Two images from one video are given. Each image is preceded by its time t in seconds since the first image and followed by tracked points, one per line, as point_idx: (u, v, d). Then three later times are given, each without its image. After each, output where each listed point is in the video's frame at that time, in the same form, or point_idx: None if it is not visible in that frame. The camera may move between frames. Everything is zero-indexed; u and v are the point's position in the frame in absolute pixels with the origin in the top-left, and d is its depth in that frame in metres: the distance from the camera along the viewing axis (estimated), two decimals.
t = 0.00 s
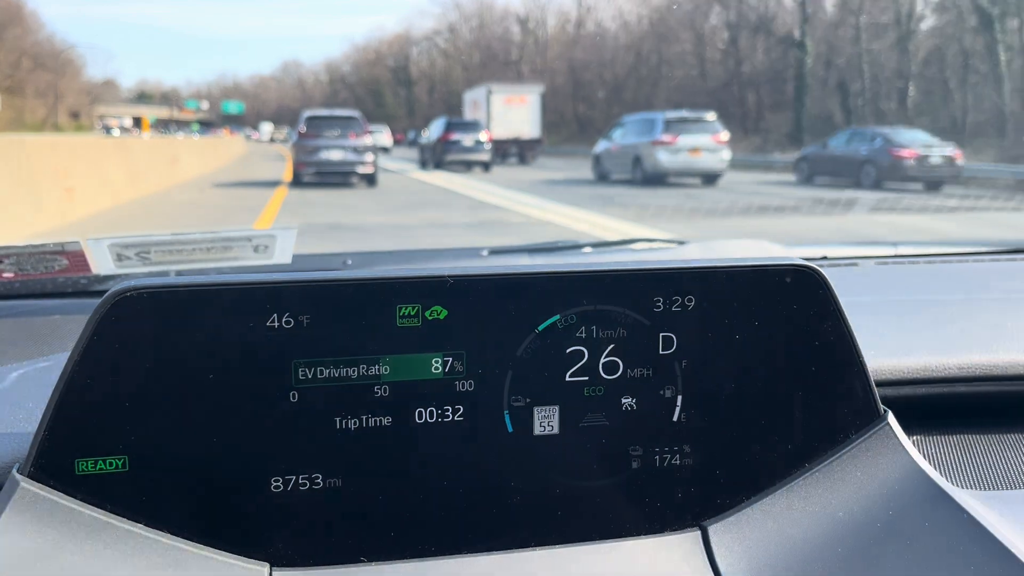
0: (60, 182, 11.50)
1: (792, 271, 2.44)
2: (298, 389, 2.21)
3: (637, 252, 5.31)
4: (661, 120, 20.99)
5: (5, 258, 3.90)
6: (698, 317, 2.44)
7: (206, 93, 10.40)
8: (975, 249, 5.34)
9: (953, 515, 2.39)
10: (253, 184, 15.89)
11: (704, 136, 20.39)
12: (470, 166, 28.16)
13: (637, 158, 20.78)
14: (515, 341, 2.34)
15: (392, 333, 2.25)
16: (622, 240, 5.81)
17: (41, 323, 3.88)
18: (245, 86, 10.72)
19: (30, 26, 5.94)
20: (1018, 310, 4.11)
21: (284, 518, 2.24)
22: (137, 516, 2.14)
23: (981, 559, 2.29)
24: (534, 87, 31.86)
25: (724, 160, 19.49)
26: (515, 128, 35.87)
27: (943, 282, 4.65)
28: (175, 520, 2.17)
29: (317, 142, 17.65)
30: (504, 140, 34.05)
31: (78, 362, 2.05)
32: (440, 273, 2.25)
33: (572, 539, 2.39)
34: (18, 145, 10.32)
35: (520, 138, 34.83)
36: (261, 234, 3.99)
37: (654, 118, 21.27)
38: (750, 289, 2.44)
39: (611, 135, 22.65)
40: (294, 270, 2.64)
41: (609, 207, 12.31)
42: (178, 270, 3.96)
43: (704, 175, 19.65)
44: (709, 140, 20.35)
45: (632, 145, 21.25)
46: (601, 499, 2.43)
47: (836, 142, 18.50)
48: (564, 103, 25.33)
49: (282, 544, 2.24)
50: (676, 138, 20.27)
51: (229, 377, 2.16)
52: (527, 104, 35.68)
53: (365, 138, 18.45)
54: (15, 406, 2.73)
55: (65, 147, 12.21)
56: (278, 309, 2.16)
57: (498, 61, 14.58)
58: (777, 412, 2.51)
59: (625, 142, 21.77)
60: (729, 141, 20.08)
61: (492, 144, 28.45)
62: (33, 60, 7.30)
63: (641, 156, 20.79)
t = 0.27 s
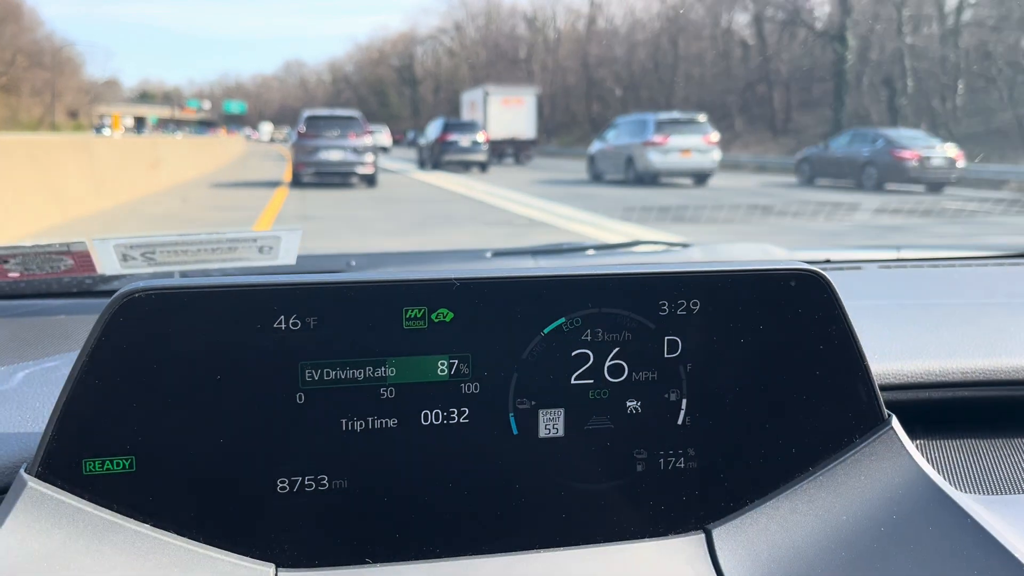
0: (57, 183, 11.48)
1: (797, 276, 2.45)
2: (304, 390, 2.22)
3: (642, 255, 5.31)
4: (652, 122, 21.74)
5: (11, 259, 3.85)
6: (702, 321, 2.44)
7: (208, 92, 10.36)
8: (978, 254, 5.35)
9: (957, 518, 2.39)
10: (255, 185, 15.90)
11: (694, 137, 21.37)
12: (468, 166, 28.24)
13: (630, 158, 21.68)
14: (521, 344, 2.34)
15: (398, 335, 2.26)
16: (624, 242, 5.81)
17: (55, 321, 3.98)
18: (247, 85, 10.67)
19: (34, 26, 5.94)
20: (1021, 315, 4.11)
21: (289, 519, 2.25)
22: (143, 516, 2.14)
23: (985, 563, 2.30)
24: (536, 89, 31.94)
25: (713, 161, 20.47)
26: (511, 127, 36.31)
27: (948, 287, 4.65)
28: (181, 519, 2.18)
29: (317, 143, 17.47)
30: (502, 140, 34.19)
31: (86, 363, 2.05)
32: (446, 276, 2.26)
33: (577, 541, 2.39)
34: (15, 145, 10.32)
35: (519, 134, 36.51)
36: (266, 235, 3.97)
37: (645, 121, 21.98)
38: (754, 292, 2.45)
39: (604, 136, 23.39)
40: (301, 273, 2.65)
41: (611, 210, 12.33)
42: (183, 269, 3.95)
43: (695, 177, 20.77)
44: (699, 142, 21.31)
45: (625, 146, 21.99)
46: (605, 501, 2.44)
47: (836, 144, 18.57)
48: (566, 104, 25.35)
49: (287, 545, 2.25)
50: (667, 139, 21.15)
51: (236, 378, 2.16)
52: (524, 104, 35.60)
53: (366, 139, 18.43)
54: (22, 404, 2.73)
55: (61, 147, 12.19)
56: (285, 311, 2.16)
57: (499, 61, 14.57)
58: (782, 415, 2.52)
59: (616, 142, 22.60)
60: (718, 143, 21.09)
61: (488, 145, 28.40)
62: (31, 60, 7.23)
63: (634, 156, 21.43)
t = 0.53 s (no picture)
0: (60, 181, 11.51)
1: (819, 269, 2.46)
2: (331, 381, 2.23)
3: (653, 251, 5.31)
4: (648, 123, 22.18)
5: (29, 251, 3.89)
6: (725, 314, 2.45)
7: (213, 91, 10.37)
8: (989, 252, 5.35)
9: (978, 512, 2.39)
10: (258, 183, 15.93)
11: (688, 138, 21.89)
12: (467, 166, 28.25)
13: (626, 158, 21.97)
14: (544, 336, 2.35)
15: (423, 327, 2.26)
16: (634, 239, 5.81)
17: (71, 314, 4.04)
18: (252, 85, 10.68)
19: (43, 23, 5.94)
20: None
21: (315, 509, 2.26)
22: (171, 505, 2.16)
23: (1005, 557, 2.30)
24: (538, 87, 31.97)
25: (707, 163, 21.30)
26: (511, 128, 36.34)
27: (962, 283, 4.66)
28: (207, 509, 2.18)
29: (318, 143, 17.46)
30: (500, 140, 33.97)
31: (115, 353, 2.06)
32: (471, 268, 2.26)
33: (599, 533, 2.40)
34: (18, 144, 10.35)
35: (514, 134, 36.19)
36: (282, 228, 4.00)
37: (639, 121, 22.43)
38: (777, 285, 2.46)
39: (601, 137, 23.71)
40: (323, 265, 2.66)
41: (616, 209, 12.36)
42: (197, 262, 3.97)
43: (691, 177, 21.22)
44: (692, 142, 21.94)
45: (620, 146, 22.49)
46: (627, 493, 2.44)
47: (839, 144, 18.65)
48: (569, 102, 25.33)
49: (313, 535, 2.25)
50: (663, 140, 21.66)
51: (263, 368, 2.17)
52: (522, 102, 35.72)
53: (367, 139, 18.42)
54: (46, 394, 2.75)
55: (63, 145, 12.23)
56: (312, 302, 2.17)
57: (502, 58, 14.58)
58: (803, 409, 2.53)
59: (611, 142, 23.07)
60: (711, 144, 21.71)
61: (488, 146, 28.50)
62: (37, 58, 7.23)
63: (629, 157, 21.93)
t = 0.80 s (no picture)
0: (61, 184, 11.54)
1: (830, 269, 2.43)
2: (337, 378, 2.20)
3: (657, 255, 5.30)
4: (642, 125, 22.70)
5: (32, 250, 3.85)
6: (734, 314, 2.43)
7: (217, 93, 10.36)
8: (995, 257, 5.33)
9: (991, 516, 2.36)
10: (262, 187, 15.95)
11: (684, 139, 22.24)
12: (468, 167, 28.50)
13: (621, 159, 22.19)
14: (552, 336, 2.33)
15: (430, 324, 2.24)
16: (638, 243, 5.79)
17: (74, 314, 4.03)
18: (256, 87, 10.70)
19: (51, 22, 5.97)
20: None
21: (320, 509, 2.23)
22: (174, 504, 2.14)
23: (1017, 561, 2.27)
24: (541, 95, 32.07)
25: (703, 163, 21.40)
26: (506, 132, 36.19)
27: (969, 289, 4.63)
28: (211, 507, 2.16)
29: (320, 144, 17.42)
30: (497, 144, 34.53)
31: (120, 348, 2.05)
32: (479, 265, 2.24)
33: (606, 534, 2.38)
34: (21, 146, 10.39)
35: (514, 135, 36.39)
36: (289, 230, 3.95)
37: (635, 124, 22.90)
38: (788, 285, 2.43)
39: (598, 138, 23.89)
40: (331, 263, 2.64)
41: (618, 215, 12.35)
42: (203, 264, 3.89)
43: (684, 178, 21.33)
44: (688, 143, 22.28)
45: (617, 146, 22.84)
46: (635, 496, 2.42)
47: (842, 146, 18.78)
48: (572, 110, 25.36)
49: (317, 535, 2.23)
50: (658, 143, 22.15)
51: (270, 365, 2.15)
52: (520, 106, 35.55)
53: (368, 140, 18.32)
54: (49, 391, 2.72)
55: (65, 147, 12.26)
56: (319, 298, 2.15)
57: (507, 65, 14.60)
58: (813, 410, 2.50)
59: (609, 142, 23.24)
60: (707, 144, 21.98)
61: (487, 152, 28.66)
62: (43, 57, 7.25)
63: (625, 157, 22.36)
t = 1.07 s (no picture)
0: (61, 180, 11.66)
1: (819, 272, 2.46)
2: (332, 380, 2.24)
3: (655, 253, 5.32)
4: (641, 125, 22.57)
5: (33, 250, 3.85)
6: (725, 316, 2.46)
7: (219, 91, 10.40)
8: (991, 256, 5.35)
9: (977, 515, 2.40)
10: (263, 187, 15.99)
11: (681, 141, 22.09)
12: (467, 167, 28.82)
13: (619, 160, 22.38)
14: (544, 338, 2.36)
15: (423, 326, 2.28)
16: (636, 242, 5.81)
17: (75, 314, 4.05)
18: (258, 85, 10.74)
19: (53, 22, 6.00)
20: None
21: (315, 508, 2.27)
22: (172, 503, 2.17)
23: (1003, 560, 2.30)
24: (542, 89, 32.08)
25: (699, 163, 21.57)
26: (505, 132, 36.51)
27: (965, 288, 4.65)
28: (209, 507, 2.20)
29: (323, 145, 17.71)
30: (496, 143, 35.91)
31: (118, 351, 2.08)
32: (471, 270, 2.27)
33: (598, 533, 2.41)
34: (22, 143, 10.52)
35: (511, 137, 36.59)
36: (286, 229, 4.00)
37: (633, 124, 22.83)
38: (777, 288, 2.46)
39: (598, 138, 23.98)
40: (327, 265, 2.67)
41: (618, 212, 12.39)
42: (203, 262, 3.98)
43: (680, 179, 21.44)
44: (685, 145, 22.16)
45: (615, 148, 23.03)
46: (626, 495, 2.45)
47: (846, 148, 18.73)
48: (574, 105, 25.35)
49: (313, 533, 2.27)
50: (655, 143, 22.03)
51: (265, 367, 2.19)
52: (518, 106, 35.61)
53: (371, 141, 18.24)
54: (50, 392, 2.76)
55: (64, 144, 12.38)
56: (314, 302, 2.19)
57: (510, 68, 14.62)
58: (803, 411, 2.53)
59: (607, 143, 23.27)
60: (703, 147, 21.94)
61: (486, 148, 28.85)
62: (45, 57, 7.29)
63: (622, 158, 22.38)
